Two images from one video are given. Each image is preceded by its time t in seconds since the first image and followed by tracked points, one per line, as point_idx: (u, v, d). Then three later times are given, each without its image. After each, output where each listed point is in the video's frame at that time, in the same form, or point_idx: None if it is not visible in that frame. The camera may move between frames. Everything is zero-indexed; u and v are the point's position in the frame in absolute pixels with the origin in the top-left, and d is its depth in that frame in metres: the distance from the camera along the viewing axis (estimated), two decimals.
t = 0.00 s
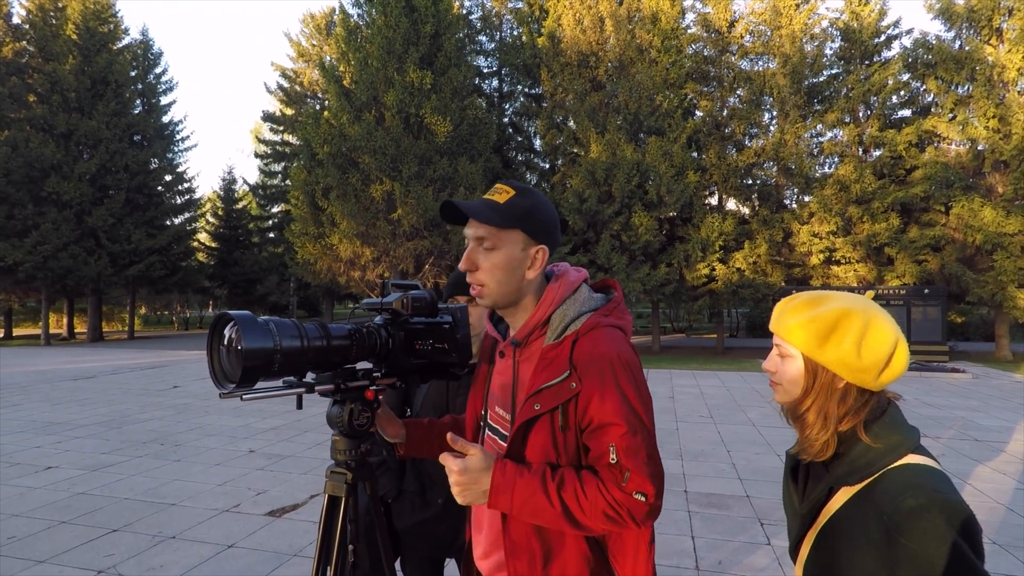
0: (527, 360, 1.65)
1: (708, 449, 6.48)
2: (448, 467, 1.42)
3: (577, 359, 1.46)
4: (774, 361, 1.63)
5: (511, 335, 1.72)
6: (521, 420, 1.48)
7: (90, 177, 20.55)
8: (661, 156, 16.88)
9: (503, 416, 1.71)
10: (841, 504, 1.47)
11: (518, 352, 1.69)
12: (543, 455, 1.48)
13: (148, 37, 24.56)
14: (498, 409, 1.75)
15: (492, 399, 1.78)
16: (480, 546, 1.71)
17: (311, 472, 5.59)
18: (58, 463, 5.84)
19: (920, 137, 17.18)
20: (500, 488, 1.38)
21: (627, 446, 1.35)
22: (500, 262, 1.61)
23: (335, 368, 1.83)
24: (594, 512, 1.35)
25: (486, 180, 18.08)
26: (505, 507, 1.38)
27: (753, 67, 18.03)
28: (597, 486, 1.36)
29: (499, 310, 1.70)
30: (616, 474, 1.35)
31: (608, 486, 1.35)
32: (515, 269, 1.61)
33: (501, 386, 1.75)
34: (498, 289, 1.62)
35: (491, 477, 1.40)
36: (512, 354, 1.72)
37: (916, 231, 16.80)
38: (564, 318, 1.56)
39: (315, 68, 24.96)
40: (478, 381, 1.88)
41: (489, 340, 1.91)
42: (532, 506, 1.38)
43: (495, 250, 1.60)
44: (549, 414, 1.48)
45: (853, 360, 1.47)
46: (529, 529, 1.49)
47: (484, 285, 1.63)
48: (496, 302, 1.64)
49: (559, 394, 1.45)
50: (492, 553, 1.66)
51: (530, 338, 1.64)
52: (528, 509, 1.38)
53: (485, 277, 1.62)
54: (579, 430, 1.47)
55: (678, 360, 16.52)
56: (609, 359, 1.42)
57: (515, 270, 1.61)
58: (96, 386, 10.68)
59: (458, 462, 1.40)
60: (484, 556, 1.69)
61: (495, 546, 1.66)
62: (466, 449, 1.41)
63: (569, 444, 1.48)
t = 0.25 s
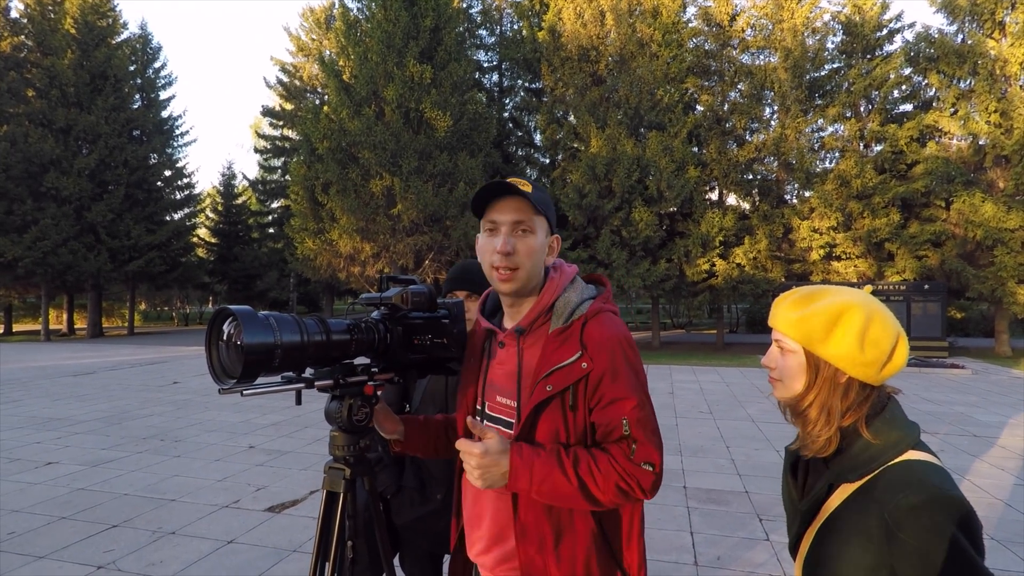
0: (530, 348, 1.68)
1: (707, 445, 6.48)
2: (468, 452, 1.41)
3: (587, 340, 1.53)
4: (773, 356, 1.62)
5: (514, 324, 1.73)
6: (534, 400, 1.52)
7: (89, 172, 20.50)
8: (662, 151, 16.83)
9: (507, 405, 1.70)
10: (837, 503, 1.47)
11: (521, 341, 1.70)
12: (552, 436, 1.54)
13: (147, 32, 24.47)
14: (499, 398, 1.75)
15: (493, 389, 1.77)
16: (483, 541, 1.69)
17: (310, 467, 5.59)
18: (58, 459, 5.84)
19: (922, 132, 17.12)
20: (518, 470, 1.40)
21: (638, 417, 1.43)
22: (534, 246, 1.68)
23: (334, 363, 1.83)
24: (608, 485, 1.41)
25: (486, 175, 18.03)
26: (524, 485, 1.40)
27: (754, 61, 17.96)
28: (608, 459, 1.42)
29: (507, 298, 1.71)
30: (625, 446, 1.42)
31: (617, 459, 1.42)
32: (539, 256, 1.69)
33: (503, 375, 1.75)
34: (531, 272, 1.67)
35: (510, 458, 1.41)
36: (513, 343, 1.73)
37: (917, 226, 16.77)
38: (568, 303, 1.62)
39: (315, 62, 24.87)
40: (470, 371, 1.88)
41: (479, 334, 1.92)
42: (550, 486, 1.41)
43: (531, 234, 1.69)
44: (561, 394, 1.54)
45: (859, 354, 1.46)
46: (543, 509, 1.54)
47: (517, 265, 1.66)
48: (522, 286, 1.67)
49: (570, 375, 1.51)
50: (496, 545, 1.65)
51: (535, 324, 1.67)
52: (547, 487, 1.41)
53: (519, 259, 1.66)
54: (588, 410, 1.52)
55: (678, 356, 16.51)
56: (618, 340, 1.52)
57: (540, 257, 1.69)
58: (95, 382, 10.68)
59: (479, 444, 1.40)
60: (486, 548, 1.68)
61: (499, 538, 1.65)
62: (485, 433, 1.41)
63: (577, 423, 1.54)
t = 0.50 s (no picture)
0: (528, 342, 1.68)
1: (706, 443, 6.49)
2: (482, 443, 1.37)
3: (585, 329, 1.55)
4: (769, 355, 1.63)
5: (510, 320, 1.74)
6: (538, 389, 1.53)
7: (87, 172, 20.46)
8: (660, 150, 16.84)
9: (509, 399, 1.70)
10: (844, 495, 1.46)
11: (519, 335, 1.71)
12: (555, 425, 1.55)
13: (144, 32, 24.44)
14: (498, 394, 1.74)
15: (490, 385, 1.76)
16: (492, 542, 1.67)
17: (309, 467, 5.59)
18: (57, 459, 5.83)
19: (919, 130, 17.15)
20: (533, 456, 1.38)
21: (640, 400, 1.47)
22: (526, 245, 1.69)
23: (331, 364, 1.82)
24: (616, 468, 1.42)
25: (484, 175, 18.03)
26: (541, 474, 1.38)
27: (752, 61, 17.99)
28: (610, 442, 1.45)
29: (500, 296, 1.72)
30: (625, 429, 1.46)
31: (621, 440, 1.45)
32: (531, 255, 1.71)
33: (500, 371, 1.75)
34: (524, 270, 1.68)
35: (524, 445, 1.39)
36: (510, 338, 1.74)
37: (915, 224, 16.79)
38: (562, 298, 1.62)
39: (312, 62, 24.84)
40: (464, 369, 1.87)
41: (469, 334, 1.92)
42: (565, 475, 1.40)
43: (522, 233, 1.70)
44: (564, 383, 1.54)
45: (851, 350, 1.46)
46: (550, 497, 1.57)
47: (511, 265, 1.67)
48: (514, 285, 1.68)
49: (571, 364, 1.52)
50: (502, 541, 1.65)
51: (530, 320, 1.69)
52: (563, 472, 1.40)
53: (512, 259, 1.67)
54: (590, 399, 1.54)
55: (677, 355, 16.52)
56: (613, 329, 1.55)
57: (532, 255, 1.71)
58: (94, 382, 10.67)
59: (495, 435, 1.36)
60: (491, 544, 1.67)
61: (505, 535, 1.65)
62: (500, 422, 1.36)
63: (578, 413, 1.55)
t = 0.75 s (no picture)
0: (522, 339, 1.68)
1: (704, 441, 6.50)
2: (471, 446, 1.36)
3: (577, 326, 1.54)
4: (764, 348, 1.63)
5: (504, 316, 1.74)
6: (529, 387, 1.53)
7: (84, 170, 20.41)
8: (658, 148, 16.83)
9: (504, 396, 1.71)
10: (836, 478, 1.45)
11: (513, 332, 1.71)
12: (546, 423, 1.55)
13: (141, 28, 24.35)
14: (494, 391, 1.75)
15: (484, 383, 1.79)
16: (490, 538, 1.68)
17: (308, 465, 5.59)
18: (54, 458, 5.82)
19: (917, 128, 17.15)
20: (522, 456, 1.39)
21: (632, 396, 1.45)
22: (520, 243, 1.69)
23: (327, 360, 1.81)
24: (609, 465, 1.42)
25: (483, 172, 18.01)
26: (531, 474, 1.39)
27: (750, 58, 17.99)
28: (606, 439, 1.44)
29: (495, 295, 1.72)
30: (620, 425, 1.44)
31: (615, 436, 1.44)
32: (525, 253, 1.70)
33: (497, 369, 1.75)
34: (518, 268, 1.68)
35: (514, 448, 1.39)
36: (505, 335, 1.74)
37: (912, 222, 16.82)
38: (555, 295, 1.62)
39: (310, 59, 24.79)
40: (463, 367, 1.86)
41: (465, 332, 1.91)
42: (554, 475, 1.41)
43: (517, 230, 1.70)
44: (556, 380, 1.54)
45: (847, 346, 1.46)
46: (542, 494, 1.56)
47: (506, 262, 1.66)
48: (509, 283, 1.68)
49: (563, 361, 1.52)
50: (499, 537, 1.66)
51: (522, 318, 1.69)
52: (553, 471, 1.41)
53: (507, 257, 1.66)
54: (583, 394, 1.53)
55: (675, 352, 16.54)
56: (604, 325, 1.53)
57: (525, 254, 1.71)
58: (91, 380, 10.65)
59: (483, 437, 1.34)
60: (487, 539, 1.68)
61: (501, 531, 1.65)
62: (488, 424, 1.37)
63: (571, 409, 1.54)
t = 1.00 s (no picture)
0: (522, 338, 1.65)
1: (704, 441, 6.50)
2: (473, 448, 1.38)
3: (578, 326, 1.53)
4: (758, 346, 1.62)
5: (505, 317, 1.71)
6: (529, 386, 1.52)
7: (84, 171, 20.42)
8: (658, 149, 16.84)
9: (502, 396, 1.67)
10: (830, 467, 1.45)
11: (514, 332, 1.67)
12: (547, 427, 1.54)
13: (141, 30, 24.38)
14: (493, 391, 1.71)
15: (485, 383, 1.74)
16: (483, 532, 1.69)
17: (307, 466, 5.59)
18: (54, 459, 5.82)
19: (917, 128, 17.15)
20: (528, 460, 1.37)
21: (637, 397, 1.41)
22: (527, 244, 1.68)
23: (326, 362, 1.82)
24: (616, 468, 1.36)
25: (483, 173, 18.03)
26: (537, 477, 1.37)
27: (751, 59, 18.00)
28: (613, 442, 1.38)
29: (498, 295, 1.70)
30: (627, 426, 1.38)
31: (621, 439, 1.38)
32: (531, 253, 1.68)
33: (496, 368, 1.72)
34: (526, 269, 1.66)
35: (519, 456, 1.37)
36: (506, 335, 1.70)
37: (913, 222, 16.81)
38: (557, 296, 1.60)
39: (311, 61, 24.80)
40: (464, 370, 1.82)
41: (468, 331, 1.85)
42: (561, 478, 1.37)
43: (524, 232, 1.68)
44: (555, 381, 1.53)
45: (839, 346, 1.47)
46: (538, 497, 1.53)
47: (513, 263, 1.65)
48: (516, 284, 1.66)
49: (563, 362, 1.51)
50: (493, 536, 1.65)
51: (525, 316, 1.65)
52: (559, 474, 1.37)
53: (515, 258, 1.65)
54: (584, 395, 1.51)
55: (675, 353, 16.54)
56: (606, 325, 1.52)
57: (532, 253, 1.69)
58: (92, 382, 10.65)
59: (486, 440, 1.36)
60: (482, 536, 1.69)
61: (496, 529, 1.65)
62: (491, 427, 1.37)
63: (570, 409, 1.53)
